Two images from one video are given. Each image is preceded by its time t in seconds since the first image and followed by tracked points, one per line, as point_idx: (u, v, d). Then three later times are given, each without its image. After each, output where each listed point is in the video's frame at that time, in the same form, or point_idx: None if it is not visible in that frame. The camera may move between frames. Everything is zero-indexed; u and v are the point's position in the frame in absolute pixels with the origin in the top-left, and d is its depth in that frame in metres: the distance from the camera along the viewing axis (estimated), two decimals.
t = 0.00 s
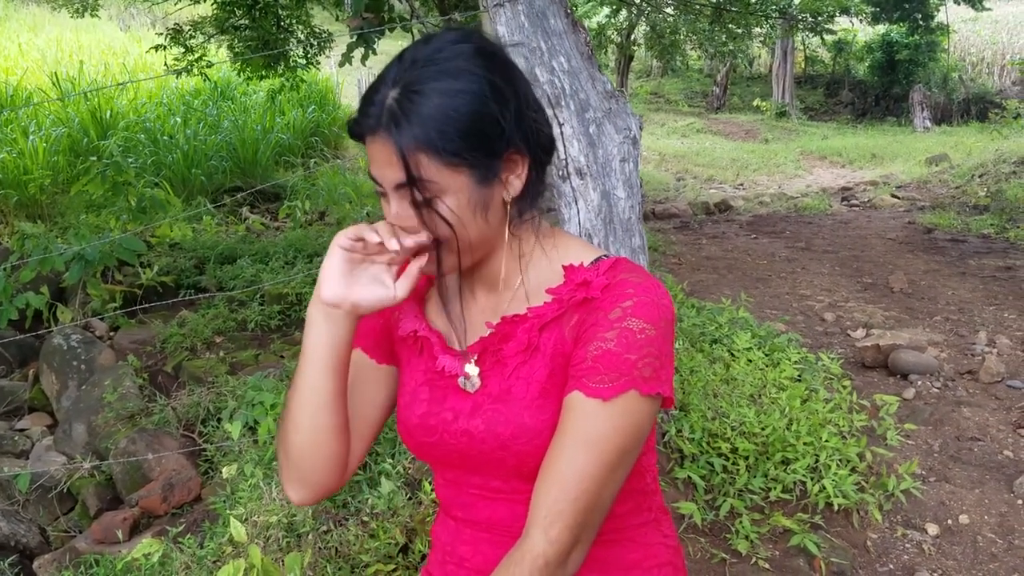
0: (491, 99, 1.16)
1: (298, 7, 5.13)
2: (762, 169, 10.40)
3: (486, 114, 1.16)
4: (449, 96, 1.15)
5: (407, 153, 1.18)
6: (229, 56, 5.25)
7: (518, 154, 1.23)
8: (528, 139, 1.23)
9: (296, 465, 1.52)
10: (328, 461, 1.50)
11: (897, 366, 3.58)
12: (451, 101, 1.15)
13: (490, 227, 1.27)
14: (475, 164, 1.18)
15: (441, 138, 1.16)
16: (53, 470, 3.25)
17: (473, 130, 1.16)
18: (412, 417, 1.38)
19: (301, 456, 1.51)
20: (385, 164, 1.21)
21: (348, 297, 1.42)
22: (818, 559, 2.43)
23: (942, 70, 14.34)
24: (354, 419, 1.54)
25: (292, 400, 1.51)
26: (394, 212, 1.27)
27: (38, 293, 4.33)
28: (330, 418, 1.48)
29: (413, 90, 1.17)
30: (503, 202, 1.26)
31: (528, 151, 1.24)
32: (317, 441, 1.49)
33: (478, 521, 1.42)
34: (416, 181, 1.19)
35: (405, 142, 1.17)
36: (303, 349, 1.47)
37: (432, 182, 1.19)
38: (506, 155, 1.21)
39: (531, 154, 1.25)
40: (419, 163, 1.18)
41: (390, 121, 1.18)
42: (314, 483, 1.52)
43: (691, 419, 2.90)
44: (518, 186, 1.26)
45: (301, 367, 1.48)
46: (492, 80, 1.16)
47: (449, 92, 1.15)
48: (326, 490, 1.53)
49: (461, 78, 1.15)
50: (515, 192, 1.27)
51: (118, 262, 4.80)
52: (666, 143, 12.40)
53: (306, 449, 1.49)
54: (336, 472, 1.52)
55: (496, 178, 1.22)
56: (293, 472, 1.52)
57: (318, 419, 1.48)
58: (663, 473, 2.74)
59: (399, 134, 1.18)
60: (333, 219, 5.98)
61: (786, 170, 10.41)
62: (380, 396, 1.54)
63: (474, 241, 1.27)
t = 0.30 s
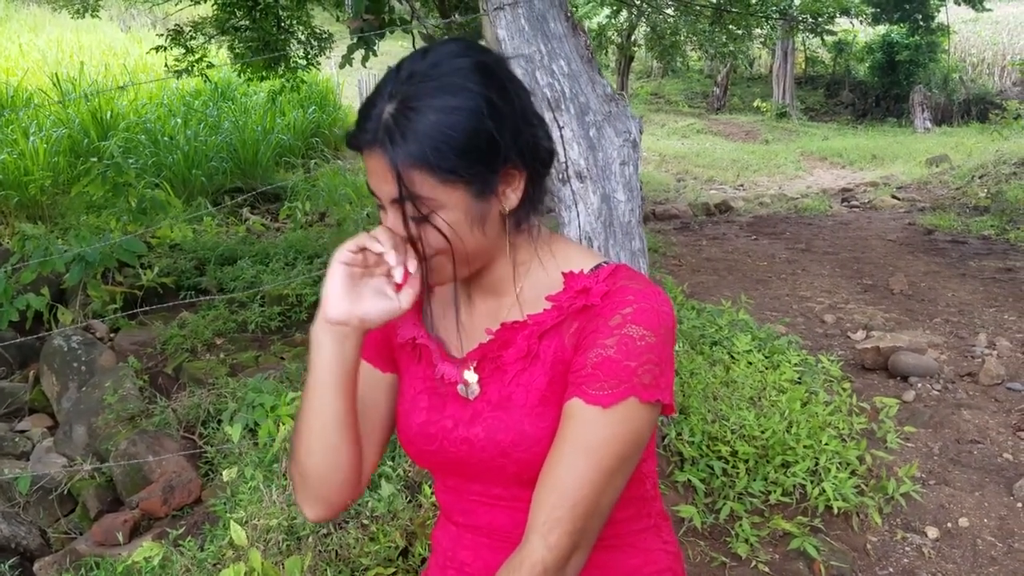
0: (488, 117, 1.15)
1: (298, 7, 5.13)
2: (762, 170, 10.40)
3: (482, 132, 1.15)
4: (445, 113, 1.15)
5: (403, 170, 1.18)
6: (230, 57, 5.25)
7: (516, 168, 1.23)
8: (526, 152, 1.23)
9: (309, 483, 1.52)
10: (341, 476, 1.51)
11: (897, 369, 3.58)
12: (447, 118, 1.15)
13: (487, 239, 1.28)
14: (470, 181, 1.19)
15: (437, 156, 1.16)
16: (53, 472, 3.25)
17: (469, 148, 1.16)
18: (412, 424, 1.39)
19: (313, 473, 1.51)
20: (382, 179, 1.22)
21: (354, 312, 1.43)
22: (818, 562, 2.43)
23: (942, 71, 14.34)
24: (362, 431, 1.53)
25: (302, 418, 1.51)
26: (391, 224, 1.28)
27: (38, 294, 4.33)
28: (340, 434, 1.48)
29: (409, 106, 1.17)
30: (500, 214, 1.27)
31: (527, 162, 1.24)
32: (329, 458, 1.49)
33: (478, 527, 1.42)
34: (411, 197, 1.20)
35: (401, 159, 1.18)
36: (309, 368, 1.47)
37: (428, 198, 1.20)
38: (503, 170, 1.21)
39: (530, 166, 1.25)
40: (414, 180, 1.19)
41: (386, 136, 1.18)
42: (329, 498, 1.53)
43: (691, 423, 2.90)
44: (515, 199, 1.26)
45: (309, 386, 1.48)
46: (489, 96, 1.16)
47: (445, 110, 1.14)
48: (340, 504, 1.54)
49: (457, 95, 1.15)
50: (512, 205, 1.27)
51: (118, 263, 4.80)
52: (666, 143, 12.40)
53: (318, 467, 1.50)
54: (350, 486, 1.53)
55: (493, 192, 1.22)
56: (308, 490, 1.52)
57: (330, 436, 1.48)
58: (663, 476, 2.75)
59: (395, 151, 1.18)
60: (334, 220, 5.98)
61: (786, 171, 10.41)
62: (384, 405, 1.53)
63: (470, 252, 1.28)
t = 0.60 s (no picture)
0: (491, 124, 1.16)
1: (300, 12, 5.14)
2: (764, 174, 10.40)
3: (486, 139, 1.16)
4: (449, 122, 1.15)
5: (407, 178, 1.18)
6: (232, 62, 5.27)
7: (519, 174, 1.23)
8: (528, 158, 1.24)
9: (317, 491, 1.51)
10: (350, 484, 1.50)
11: (899, 373, 3.58)
12: (451, 126, 1.15)
13: (492, 246, 1.28)
14: (475, 188, 1.19)
15: (442, 163, 1.16)
16: (55, 476, 3.26)
17: (473, 155, 1.17)
18: (413, 430, 1.39)
19: (322, 482, 1.50)
20: (386, 187, 1.22)
21: (366, 323, 1.42)
22: (818, 567, 2.43)
23: (944, 74, 14.36)
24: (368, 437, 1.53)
25: (310, 426, 1.50)
26: (395, 232, 1.28)
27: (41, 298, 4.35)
28: (350, 443, 1.47)
29: (412, 114, 1.17)
30: (505, 220, 1.27)
31: (529, 168, 1.25)
32: (340, 467, 1.48)
33: (479, 533, 1.43)
34: (416, 205, 1.20)
35: (406, 167, 1.18)
36: (319, 378, 1.45)
37: (434, 206, 1.20)
38: (506, 176, 1.22)
39: (532, 172, 1.25)
40: (419, 187, 1.19)
41: (390, 145, 1.18)
42: (337, 506, 1.52)
43: (692, 427, 2.91)
44: (519, 204, 1.27)
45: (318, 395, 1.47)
46: (492, 103, 1.16)
47: (448, 118, 1.15)
48: (347, 511, 1.54)
49: (460, 103, 1.15)
50: (516, 211, 1.28)
51: (121, 267, 4.82)
52: (668, 147, 12.40)
53: (328, 476, 1.49)
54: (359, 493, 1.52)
55: (497, 199, 1.23)
56: (316, 497, 1.51)
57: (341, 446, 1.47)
58: (664, 481, 2.75)
59: (399, 159, 1.18)
60: (335, 224, 5.98)
61: (788, 174, 10.41)
62: (389, 409, 1.53)
63: (475, 260, 1.28)
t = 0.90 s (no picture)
0: (493, 124, 1.16)
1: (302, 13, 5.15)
2: (765, 175, 10.40)
3: (489, 139, 1.16)
4: (451, 123, 1.15)
5: (409, 179, 1.18)
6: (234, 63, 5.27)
7: (520, 174, 1.24)
8: (529, 159, 1.24)
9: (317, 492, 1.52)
10: (350, 485, 1.50)
11: (899, 374, 3.58)
12: (452, 127, 1.15)
13: (493, 246, 1.28)
14: (477, 189, 1.19)
15: (444, 164, 1.16)
16: (57, 477, 3.26)
17: (476, 156, 1.17)
18: (413, 430, 1.39)
19: (322, 483, 1.50)
20: (388, 188, 1.22)
21: (367, 323, 1.42)
22: (818, 568, 2.43)
23: (947, 76, 14.36)
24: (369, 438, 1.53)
25: (310, 427, 1.50)
26: (397, 233, 1.28)
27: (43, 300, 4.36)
28: (350, 443, 1.48)
29: (414, 115, 1.17)
30: (506, 221, 1.27)
31: (530, 169, 1.25)
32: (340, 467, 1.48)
33: (479, 533, 1.43)
34: (419, 206, 1.20)
35: (408, 169, 1.18)
36: (319, 379, 1.46)
37: (436, 207, 1.20)
38: (508, 177, 1.22)
39: (533, 173, 1.26)
40: (421, 188, 1.19)
41: (391, 145, 1.18)
42: (336, 507, 1.52)
43: (693, 428, 2.92)
44: (520, 205, 1.27)
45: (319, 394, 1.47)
46: (493, 104, 1.17)
47: (450, 118, 1.15)
48: (348, 512, 1.54)
49: (462, 103, 1.15)
50: (517, 211, 1.28)
51: (123, 268, 4.83)
52: (670, 149, 12.40)
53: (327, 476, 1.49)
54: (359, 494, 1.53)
55: (499, 200, 1.23)
56: (315, 498, 1.52)
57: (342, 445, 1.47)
58: (664, 482, 2.76)
59: (401, 160, 1.18)
60: (337, 225, 5.99)
61: (790, 176, 10.41)
62: (390, 409, 1.54)
63: (477, 261, 1.28)
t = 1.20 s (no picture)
0: (495, 141, 1.17)
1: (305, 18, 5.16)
2: (768, 179, 10.40)
3: (491, 155, 1.17)
4: (453, 140, 1.15)
5: (411, 195, 1.19)
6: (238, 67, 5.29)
7: (522, 189, 1.24)
8: (529, 173, 1.25)
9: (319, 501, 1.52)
10: (350, 493, 1.51)
11: (901, 380, 3.58)
12: (454, 143, 1.16)
13: (494, 260, 1.29)
14: (479, 204, 1.20)
15: (446, 180, 1.17)
16: (59, 482, 3.27)
17: (477, 172, 1.17)
18: (414, 440, 1.40)
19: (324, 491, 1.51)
20: (390, 204, 1.22)
21: (370, 326, 1.42)
22: None
23: (950, 80, 14.36)
24: (370, 445, 1.54)
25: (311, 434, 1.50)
26: (399, 248, 1.29)
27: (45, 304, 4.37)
28: (351, 450, 1.48)
29: (416, 132, 1.17)
30: (507, 234, 1.28)
31: (531, 183, 1.26)
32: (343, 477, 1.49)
33: (479, 543, 1.43)
34: (421, 221, 1.20)
35: (410, 185, 1.18)
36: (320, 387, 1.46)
37: (437, 223, 1.21)
38: (510, 191, 1.23)
39: (534, 187, 1.26)
40: (423, 204, 1.19)
41: (393, 162, 1.19)
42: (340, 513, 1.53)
43: (694, 435, 2.92)
44: (522, 218, 1.28)
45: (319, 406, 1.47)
46: (495, 120, 1.17)
47: (452, 135, 1.16)
48: (347, 519, 1.54)
49: (464, 120, 1.16)
50: (518, 225, 1.28)
51: (126, 273, 4.84)
52: (672, 152, 12.41)
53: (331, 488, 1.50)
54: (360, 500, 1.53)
55: (500, 214, 1.23)
56: (315, 504, 1.52)
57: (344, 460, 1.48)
58: (665, 489, 2.76)
59: (403, 177, 1.18)
60: (340, 229, 6.00)
61: (792, 179, 10.41)
62: (391, 418, 1.54)
63: (479, 275, 1.29)
